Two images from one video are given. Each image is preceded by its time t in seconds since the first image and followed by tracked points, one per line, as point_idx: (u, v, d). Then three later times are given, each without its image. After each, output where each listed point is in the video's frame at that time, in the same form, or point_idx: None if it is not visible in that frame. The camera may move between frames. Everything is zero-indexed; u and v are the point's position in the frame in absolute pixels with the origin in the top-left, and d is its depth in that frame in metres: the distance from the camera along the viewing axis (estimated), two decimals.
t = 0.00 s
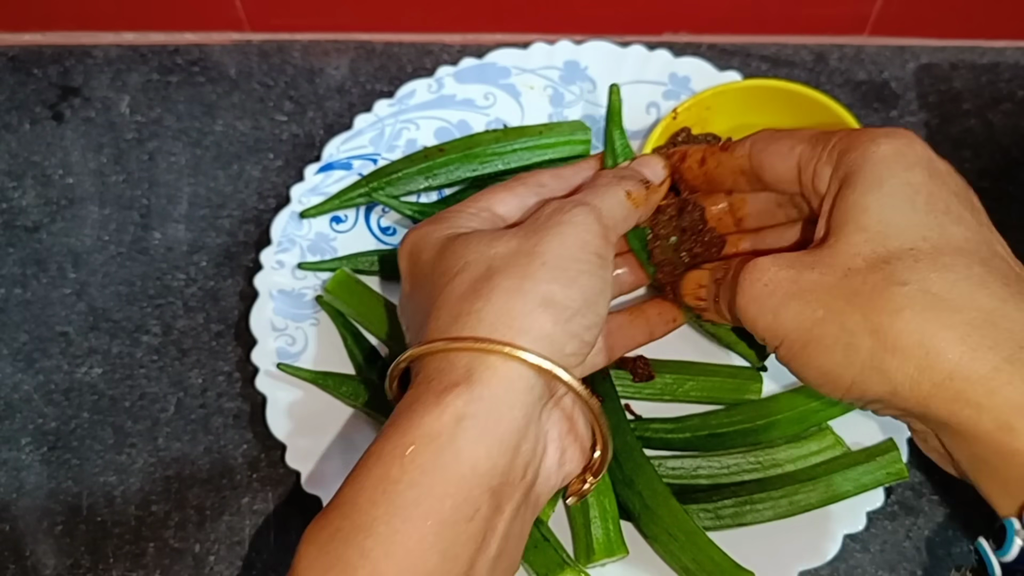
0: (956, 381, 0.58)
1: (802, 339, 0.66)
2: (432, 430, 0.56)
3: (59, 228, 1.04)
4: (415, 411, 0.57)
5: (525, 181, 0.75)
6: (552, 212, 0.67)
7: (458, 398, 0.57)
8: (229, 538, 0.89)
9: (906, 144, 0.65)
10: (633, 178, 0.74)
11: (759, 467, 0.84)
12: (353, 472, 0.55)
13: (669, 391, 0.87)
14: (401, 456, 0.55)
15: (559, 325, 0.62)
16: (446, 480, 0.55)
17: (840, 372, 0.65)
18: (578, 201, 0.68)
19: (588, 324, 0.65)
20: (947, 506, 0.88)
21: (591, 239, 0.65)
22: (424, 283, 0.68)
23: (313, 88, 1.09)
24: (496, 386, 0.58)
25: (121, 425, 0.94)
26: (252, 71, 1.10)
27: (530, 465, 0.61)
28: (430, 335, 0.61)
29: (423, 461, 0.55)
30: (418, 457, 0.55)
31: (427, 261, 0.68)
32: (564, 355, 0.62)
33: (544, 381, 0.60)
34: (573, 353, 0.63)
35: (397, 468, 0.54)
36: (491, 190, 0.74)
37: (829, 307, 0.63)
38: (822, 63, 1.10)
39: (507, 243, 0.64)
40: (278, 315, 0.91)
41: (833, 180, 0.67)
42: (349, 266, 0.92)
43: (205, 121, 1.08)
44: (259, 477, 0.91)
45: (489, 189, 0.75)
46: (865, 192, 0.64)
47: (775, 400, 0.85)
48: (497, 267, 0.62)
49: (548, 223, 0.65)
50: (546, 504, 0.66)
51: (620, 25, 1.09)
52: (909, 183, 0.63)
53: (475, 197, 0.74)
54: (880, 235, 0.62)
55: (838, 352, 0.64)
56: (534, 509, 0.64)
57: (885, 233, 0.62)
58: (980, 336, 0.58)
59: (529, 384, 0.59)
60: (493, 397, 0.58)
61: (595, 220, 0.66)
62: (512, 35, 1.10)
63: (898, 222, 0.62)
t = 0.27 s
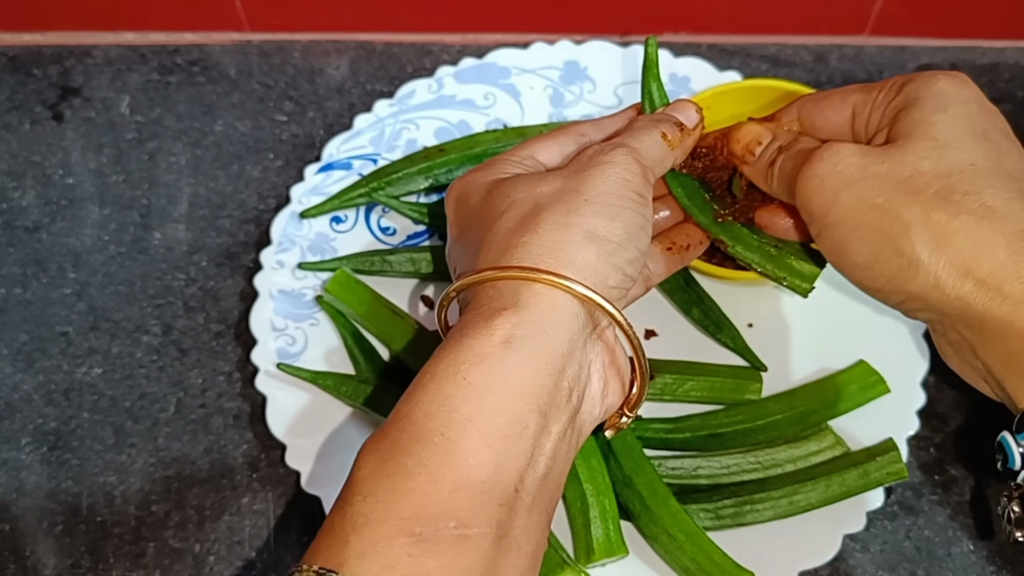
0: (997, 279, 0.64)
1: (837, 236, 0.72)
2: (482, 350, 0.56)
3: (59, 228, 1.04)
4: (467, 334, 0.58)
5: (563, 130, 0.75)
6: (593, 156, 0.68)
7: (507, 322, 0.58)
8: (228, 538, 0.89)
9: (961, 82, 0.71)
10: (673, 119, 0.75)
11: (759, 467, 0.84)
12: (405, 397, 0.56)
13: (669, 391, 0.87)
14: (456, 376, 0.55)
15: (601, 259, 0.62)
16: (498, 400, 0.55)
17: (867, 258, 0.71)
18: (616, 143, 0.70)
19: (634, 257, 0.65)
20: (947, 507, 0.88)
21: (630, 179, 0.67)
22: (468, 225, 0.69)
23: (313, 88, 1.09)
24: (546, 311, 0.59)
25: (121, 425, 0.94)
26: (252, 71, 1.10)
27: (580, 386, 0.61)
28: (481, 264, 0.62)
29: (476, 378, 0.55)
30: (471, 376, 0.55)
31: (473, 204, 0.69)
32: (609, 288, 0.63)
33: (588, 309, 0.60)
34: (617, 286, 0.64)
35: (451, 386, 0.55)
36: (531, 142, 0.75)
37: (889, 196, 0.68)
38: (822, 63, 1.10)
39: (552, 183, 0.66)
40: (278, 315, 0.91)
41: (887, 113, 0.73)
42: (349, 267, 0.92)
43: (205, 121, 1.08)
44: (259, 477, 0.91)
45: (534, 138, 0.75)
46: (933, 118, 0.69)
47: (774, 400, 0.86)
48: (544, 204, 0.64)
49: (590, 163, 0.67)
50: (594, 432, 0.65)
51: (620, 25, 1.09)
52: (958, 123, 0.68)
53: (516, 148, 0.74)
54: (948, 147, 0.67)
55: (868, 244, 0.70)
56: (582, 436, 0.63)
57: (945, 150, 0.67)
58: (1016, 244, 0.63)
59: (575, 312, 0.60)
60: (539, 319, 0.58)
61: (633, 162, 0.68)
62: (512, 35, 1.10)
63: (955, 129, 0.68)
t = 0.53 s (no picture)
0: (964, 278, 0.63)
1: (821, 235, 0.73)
2: (506, 327, 0.56)
3: (59, 228, 1.04)
4: (488, 311, 0.57)
5: (598, 101, 0.76)
6: (620, 145, 0.68)
7: (530, 302, 0.57)
8: (228, 538, 0.88)
9: (939, 76, 0.70)
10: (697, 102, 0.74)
11: (759, 467, 0.84)
12: (426, 368, 0.55)
13: (669, 391, 0.87)
14: (478, 349, 0.55)
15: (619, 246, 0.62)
16: (517, 375, 0.55)
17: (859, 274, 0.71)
18: (646, 133, 0.69)
19: (649, 247, 0.65)
20: (947, 507, 0.88)
21: (652, 173, 0.67)
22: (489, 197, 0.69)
23: (313, 88, 1.09)
24: (566, 292, 0.59)
25: (121, 425, 0.94)
26: (252, 71, 1.10)
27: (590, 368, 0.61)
28: (503, 241, 0.62)
29: (498, 354, 0.55)
30: (495, 351, 0.55)
31: (498, 172, 0.69)
32: (625, 274, 0.63)
33: (607, 295, 0.60)
34: (632, 273, 0.64)
35: (475, 360, 0.54)
36: (563, 109, 0.76)
37: (859, 211, 0.69)
38: (822, 62, 1.09)
39: (578, 168, 0.66)
40: (278, 315, 0.90)
41: (870, 106, 0.72)
42: (349, 267, 0.92)
43: (205, 121, 1.08)
44: (259, 477, 0.91)
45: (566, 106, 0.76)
46: (899, 115, 0.68)
47: (774, 400, 0.86)
48: (572, 188, 0.64)
49: (616, 152, 0.67)
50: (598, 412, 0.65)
51: (620, 25, 1.09)
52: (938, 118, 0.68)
53: (547, 115, 0.75)
54: (916, 143, 0.67)
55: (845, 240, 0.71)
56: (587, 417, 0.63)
57: (910, 150, 0.67)
58: (961, 245, 0.64)
59: (596, 297, 0.60)
60: (561, 302, 0.58)
61: (658, 156, 0.68)
62: (511, 35, 1.10)
63: (935, 122, 0.68)
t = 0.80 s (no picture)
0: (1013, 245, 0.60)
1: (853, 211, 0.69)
2: (515, 311, 0.54)
3: (59, 228, 1.04)
4: (495, 294, 0.55)
5: (552, 83, 0.75)
6: (607, 128, 0.66)
7: (538, 286, 0.56)
8: (228, 538, 0.88)
9: (984, 37, 0.67)
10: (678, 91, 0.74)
11: (759, 467, 0.84)
12: (427, 350, 0.53)
13: (669, 391, 0.87)
14: (486, 333, 0.53)
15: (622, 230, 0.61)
16: (525, 360, 0.53)
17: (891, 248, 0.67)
18: (633, 117, 0.68)
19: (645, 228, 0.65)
20: (947, 507, 0.88)
21: (641, 157, 0.65)
22: (470, 181, 0.66)
23: (313, 88, 1.09)
24: (575, 279, 0.57)
25: (121, 425, 0.94)
26: (252, 71, 1.10)
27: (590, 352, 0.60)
28: (498, 226, 0.60)
29: (505, 338, 0.53)
30: (503, 335, 0.53)
31: (476, 157, 0.66)
32: (623, 258, 0.62)
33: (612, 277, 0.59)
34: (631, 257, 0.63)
35: (483, 344, 0.53)
36: (520, 94, 0.74)
37: (885, 179, 0.66)
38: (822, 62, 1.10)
39: (568, 149, 0.64)
40: (277, 315, 0.90)
41: (909, 76, 0.68)
42: (349, 267, 0.92)
43: (206, 121, 1.08)
44: (259, 477, 0.90)
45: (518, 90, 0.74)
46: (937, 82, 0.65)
47: (774, 400, 0.86)
48: (567, 169, 0.62)
49: (605, 134, 0.66)
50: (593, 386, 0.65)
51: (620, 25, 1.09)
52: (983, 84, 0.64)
53: (502, 99, 0.73)
54: (959, 104, 0.64)
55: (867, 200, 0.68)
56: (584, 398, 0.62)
57: (949, 112, 0.64)
58: (1009, 209, 0.60)
59: (601, 279, 0.59)
60: (569, 285, 0.57)
61: (646, 141, 0.67)
62: (511, 35, 1.10)
63: (979, 85, 0.64)
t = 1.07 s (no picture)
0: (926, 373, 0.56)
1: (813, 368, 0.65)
2: (407, 258, 0.52)
3: (61, 228, 1.04)
4: (386, 245, 0.53)
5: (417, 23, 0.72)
6: (487, 63, 0.63)
7: (431, 232, 0.54)
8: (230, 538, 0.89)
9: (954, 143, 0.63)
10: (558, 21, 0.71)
11: (757, 466, 0.85)
12: (330, 304, 0.52)
13: (668, 390, 0.88)
14: (383, 284, 0.51)
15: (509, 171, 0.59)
16: (427, 305, 0.51)
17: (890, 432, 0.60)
18: (511, 52, 0.65)
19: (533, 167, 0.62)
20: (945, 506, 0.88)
21: (524, 91, 0.62)
22: (354, 138, 0.64)
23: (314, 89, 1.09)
24: (467, 222, 0.55)
25: (123, 425, 0.94)
26: (254, 72, 1.10)
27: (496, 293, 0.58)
28: (389, 177, 0.58)
29: (403, 288, 0.51)
30: (400, 285, 0.51)
31: (355, 109, 0.64)
32: (516, 197, 0.60)
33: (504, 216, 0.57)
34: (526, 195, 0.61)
35: (380, 295, 0.51)
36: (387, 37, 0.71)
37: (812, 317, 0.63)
38: (820, 64, 1.10)
39: (452, 91, 0.60)
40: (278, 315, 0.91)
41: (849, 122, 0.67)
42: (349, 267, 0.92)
43: (207, 121, 1.08)
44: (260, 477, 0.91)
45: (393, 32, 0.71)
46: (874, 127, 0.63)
47: (773, 399, 0.86)
48: (449, 113, 0.59)
49: (485, 68, 0.62)
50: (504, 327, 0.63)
51: (620, 26, 1.09)
52: (922, 177, 0.60)
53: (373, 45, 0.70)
54: (856, 261, 0.60)
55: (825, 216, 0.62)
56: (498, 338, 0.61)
57: (858, 198, 0.60)
58: (880, 330, 0.58)
59: (489, 218, 0.56)
60: (455, 226, 0.55)
61: (527, 74, 0.64)
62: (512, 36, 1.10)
63: (887, 178, 0.60)
